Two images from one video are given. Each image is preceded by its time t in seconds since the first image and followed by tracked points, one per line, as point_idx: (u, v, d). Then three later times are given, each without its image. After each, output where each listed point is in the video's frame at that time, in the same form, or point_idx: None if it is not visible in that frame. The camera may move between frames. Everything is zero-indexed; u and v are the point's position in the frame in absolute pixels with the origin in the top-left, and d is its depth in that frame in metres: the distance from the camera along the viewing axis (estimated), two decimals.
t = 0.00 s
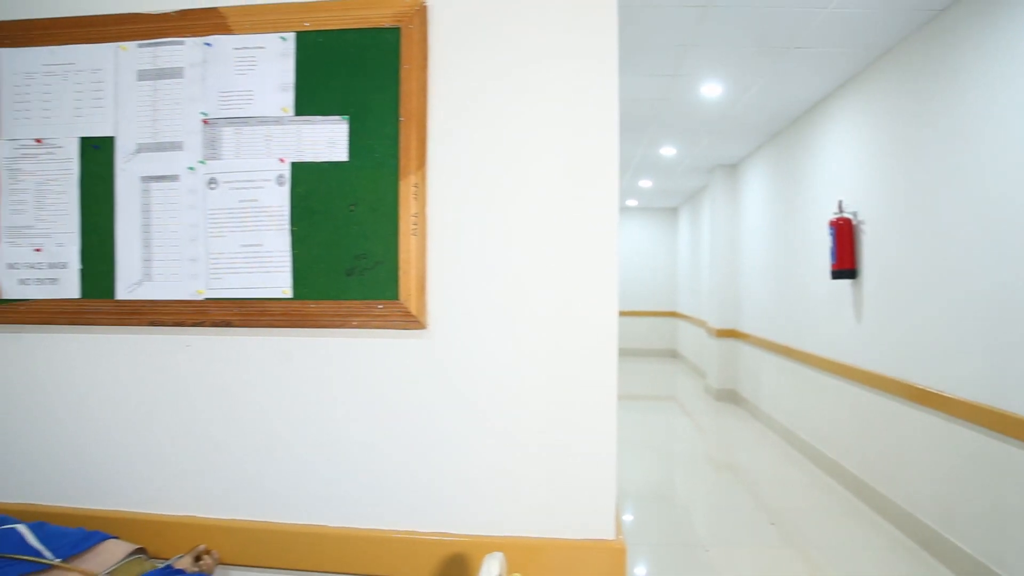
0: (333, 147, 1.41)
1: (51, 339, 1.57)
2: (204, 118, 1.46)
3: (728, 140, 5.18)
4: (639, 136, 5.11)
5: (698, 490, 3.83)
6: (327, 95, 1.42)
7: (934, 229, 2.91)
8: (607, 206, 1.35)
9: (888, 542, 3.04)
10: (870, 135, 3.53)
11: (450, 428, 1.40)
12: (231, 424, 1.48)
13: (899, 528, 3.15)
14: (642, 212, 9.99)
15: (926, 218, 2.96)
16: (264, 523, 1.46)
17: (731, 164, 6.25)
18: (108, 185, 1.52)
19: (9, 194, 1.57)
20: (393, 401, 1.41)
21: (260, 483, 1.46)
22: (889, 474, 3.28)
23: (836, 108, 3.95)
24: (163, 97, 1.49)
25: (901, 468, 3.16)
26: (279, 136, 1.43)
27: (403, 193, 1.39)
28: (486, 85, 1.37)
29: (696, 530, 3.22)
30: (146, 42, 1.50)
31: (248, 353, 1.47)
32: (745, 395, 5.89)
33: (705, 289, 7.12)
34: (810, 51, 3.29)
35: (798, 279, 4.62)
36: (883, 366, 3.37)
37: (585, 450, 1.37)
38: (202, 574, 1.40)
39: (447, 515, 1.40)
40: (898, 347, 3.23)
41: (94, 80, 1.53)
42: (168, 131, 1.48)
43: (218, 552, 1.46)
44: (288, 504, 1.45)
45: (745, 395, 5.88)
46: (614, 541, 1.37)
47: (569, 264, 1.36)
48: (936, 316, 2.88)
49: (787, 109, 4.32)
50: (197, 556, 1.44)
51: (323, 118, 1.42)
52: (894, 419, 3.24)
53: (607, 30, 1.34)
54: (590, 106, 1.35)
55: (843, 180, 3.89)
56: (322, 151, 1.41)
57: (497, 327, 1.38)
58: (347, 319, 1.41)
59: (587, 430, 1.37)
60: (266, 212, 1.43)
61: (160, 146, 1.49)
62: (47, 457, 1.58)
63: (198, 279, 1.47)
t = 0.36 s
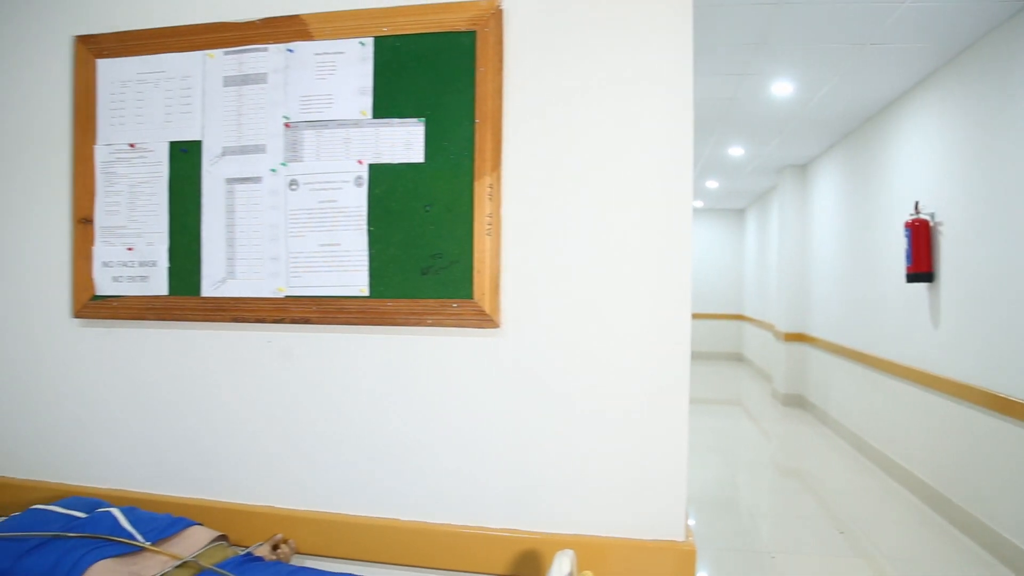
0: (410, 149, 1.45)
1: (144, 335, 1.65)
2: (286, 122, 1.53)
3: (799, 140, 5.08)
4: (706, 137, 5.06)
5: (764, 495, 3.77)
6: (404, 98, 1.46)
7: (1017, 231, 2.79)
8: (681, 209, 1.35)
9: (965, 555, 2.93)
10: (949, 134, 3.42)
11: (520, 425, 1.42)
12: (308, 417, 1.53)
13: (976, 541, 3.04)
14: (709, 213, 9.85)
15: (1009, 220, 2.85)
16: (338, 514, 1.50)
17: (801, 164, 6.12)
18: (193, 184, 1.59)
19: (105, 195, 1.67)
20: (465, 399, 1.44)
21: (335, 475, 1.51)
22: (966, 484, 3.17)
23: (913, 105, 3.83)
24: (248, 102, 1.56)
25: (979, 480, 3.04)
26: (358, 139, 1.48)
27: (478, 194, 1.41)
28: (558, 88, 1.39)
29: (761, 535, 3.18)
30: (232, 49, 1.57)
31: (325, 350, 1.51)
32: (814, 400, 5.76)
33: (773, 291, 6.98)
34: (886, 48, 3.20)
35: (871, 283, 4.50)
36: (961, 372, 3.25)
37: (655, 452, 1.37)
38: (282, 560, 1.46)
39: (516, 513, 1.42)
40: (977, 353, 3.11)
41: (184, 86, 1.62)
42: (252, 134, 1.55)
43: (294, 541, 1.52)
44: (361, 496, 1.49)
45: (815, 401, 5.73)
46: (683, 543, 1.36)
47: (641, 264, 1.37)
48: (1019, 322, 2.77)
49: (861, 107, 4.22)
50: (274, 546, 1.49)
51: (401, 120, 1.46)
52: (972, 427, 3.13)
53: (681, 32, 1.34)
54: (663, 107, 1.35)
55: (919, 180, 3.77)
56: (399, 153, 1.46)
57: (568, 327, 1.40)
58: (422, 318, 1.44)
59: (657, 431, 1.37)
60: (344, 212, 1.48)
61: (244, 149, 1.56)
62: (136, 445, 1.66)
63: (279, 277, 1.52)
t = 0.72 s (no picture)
0: (476, 147, 1.48)
1: (217, 329, 1.71)
2: (355, 121, 1.57)
3: (862, 135, 4.97)
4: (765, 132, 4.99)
5: (823, 497, 3.71)
6: (470, 97, 1.49)
7: None
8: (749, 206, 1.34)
9: None
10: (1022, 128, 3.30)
11: (583, 420, 1.43)
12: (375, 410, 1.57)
13: None
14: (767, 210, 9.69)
15: None
16: (404, 507, 1.54)
17: (864, 160, 5.98)
18: (265, 184, 1.65)
19: (180, 194, 1.75)
20: (529, 395, 1.47)
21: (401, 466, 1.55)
22: None
23: (984, 99, 3.71)
24: (318, 102, 1.61)
25: None
26: (425, 137, 1.52)
27: (545, 191, 1.43)
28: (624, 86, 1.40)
29: (819, 537, 3.14)
30: (302, 50, 1.62)
31: (394, 344, 1.56)
32: (875, 402, 5.63)
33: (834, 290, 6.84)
34: (957, 39, 3.11)
35: (938, 282, 4.37)
36: None
37: (720, 450, 1.37)
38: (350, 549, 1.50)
39: (579, 508, 1.44)
40: None
41: (256, 87, 1.68)
42: (321, 133, 1.60)
43: (361, 531, 1.56)
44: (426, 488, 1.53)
45: (876, 404, 5.60)
46: (749, 543, 1.34)
47: (707, 262, 1.36)
48: None
49: (928, 101, 4.10)
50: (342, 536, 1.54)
51: (467, 118, 1.49)
52: None
53: (751, 26, 1.33)
54: (730, 106, 1.34)
55: (990, 176, 3.65)
56: (465, 151, 1.49)
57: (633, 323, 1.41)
58: (488, 314, 1.47)
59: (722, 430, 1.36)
60: (413, 209, 1.53)
61: (314, 147, 1.61)
62: (210, 434, 1.73)
63: (347, 273, 1.57)
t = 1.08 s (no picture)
0: (530, 135, 1.51)
1: (273, 315, 1.76)
2: (410, 110, 1.61)
3: (916, 122, 4.85)
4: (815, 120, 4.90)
5: (872, 490, 3.66)
6: (522, 84, 1.52)
7: None
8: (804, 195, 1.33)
9: None
10: None
11: (635, 407, 1.45)
12: (431, 394, 1.61)
13: None
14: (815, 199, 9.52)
15: None
16: (457, 490, 1.58)
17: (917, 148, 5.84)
18: (321, 173, 1.70)
19: (239, 183, 1.79)
20: (582, 381, 1.49)
21: (455, 450, 1.59)
22: None
23: None
24: (373, 93, 1.65)
25: None
26: (479, 125, 1.55)
27: (599, 178, 1.45)
28: (678, 74, 1.41)
29: (868, 530, 3.10)
30: (357, 41, 1.66)
31: (448, 329, 1.60)
32: (925, 395, 5.52)
33: (884, 280, 6.71)
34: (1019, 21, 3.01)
35: (994, 271, 4.27)
36: None
37: (772, 437, 1.37)
38: (405, 531, 1.54)
39: (630, 493, 1.46)
40: None
41: (312, 78, 1.72)
42: (377, 122, 1.65)
43: (415, 514, 1.60)
44: (478, 472, 1.57)
45: (927, 396, 5.49)
46: (803, 531, 1.34)
47: (762, 250, 1.36)
48: None
49: (987, 86, 3.99)
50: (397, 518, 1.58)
51: (521, 106, 1.52)
52: None
53: (808, 13, 1.32)
54: (786, 93, 1.34)
55: None
56: (519, 139, 1.52)
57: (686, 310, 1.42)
58: (541, 300, 1.50)
59: (775, 418, 1.37)
60: (467, 197, 1.56)
61: (370, 137, 1.65)
62: (267, 418, 1.78)
63: (403, 260, 1.62)
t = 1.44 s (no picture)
0: (576, 121, 1.52)
1: (321, 300, 1.80)
2: (457, 97, 1.63)
3: (967, 108, 4.73)
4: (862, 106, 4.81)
5: (915, 484, 3.61)
6: (568, 71, 1.53)
7: None
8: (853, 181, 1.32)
9: None
10: None
11: (678, 393, 1.46)
12: (476, 378, 1.64)
13: None
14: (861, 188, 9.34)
15: None
16: (500, 473, 1.61)
17: (968, 135, 5.70)
18: (369, 159, 1.74)
19: (288, 170, 1.83)
20: (626, 367, 1.50)
21: (499, 434, 1.62)
22: None
23: None
24: (420, 80, 1.68)
25: None
26: (526, 111, 1.56)
27: (645, 164, 1.45)
28: (725, 59, 1.40)
29: (911, 524, 3.06)
30: (405, 29, 1.69)
31: (493, 315, 1.62)
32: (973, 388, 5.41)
33: (931, 271, 6.57)
34: None
35: None
36: None
37: (817, 426, 1.37)
38: (448, 512, 1.57)
39: (672, 479, 1.47)
40: None
41: (360, 65, 1.75)
42: (424, 109, 1.67)
43: (459, 496, 1.63)
44: (521, 456, 1.60)
45: (975, 390, 5.37)
46: (848, 520, 1.33)
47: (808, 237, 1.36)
48: None
49: None
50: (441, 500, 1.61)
51: (568, 93, 1.53)
52: None
53: None
54: (836, 78, 1.32)
55: None
56: (565, 125, 1.53)
57: (731, 297, 1.42)
58: (587, 286, 1.51)
59: (821, 406, 1.36)
60: (513, 183, 1.58)
61: (417, 123, 1.68)
62: (316, 400, 1.82)
63: (449, 246, 1.64)
